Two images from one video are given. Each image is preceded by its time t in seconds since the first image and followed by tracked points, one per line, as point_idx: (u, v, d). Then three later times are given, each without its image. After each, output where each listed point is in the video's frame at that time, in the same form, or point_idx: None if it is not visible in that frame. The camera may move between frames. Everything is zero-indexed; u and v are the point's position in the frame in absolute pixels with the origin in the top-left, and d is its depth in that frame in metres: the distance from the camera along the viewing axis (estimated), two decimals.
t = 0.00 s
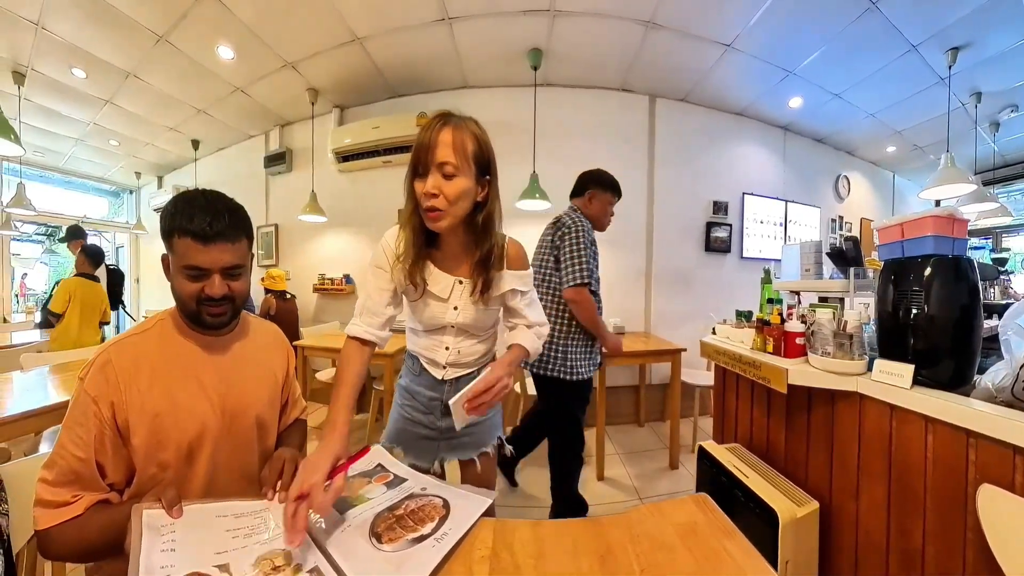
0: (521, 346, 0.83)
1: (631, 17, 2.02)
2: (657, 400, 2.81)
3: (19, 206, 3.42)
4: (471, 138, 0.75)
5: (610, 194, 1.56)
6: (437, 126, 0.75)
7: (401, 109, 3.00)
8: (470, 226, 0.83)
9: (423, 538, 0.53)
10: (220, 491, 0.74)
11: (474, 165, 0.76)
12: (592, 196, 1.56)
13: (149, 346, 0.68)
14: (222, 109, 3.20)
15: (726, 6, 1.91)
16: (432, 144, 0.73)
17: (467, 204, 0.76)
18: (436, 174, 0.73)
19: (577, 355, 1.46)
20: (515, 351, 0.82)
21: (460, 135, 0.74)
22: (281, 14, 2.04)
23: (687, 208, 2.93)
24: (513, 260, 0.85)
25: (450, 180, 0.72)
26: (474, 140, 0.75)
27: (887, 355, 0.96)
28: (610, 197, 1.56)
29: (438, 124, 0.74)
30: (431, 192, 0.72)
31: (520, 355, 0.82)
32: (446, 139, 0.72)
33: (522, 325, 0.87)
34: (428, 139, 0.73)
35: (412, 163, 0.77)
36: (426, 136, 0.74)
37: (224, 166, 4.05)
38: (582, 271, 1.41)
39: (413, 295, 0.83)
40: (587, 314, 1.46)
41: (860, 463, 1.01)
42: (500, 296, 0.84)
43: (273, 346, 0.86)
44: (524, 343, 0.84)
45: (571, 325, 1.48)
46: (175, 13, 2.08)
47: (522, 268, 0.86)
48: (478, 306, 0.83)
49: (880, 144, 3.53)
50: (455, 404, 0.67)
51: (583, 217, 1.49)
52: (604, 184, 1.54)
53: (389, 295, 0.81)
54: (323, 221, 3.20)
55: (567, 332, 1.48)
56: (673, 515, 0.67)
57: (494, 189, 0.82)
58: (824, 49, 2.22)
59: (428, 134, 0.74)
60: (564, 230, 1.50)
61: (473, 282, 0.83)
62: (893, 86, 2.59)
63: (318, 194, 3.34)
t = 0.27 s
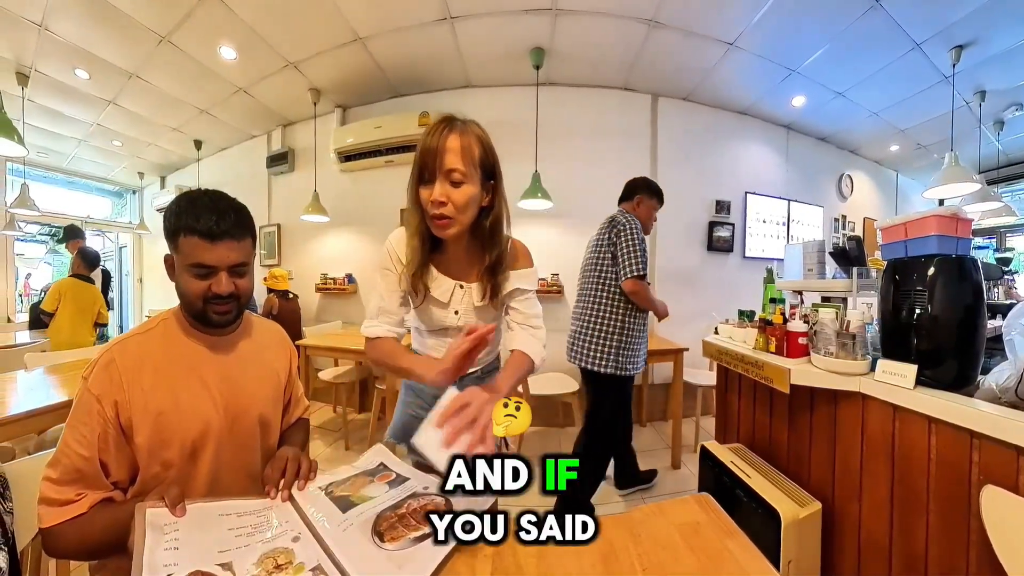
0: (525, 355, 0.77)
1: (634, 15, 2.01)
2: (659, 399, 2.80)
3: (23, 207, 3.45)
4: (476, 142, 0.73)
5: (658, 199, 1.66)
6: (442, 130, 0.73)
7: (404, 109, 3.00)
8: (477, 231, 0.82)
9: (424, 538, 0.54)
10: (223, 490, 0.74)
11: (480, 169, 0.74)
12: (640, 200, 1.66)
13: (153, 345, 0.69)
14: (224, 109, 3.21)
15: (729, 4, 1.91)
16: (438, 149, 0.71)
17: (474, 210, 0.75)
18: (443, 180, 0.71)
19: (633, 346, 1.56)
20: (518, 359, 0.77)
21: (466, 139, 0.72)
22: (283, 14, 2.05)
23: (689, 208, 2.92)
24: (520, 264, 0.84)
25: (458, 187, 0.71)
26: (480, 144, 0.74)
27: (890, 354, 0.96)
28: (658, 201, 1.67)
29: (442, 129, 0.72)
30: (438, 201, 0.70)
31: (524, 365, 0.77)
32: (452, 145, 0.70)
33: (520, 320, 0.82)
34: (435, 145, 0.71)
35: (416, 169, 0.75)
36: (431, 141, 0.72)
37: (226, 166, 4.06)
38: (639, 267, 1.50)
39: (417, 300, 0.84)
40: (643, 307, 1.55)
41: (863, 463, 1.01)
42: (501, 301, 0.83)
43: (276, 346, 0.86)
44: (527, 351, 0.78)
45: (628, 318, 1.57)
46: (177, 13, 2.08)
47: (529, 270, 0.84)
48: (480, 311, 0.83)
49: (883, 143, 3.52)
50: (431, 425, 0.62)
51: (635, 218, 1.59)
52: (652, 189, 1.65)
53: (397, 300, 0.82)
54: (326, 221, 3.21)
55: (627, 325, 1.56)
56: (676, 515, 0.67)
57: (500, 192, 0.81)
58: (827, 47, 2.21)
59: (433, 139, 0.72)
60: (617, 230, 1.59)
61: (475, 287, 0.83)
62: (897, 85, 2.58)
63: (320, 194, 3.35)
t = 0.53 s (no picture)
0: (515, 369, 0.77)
1: (638, 13, 2.01)
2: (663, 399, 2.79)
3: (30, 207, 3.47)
4: (474, 155, 0.73)
5: (694, 201, 1.76)
6: (439, 144, 0.72)
7: (407, 108, 3.01)
8: (476, 242, 0.81)
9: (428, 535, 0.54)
10: (229, 488, 0.74)
11: (479, 184, 0.74)
12: (676, 202, 1.77)
13: (158, 344, 0.69)
14: (228, 110, 3.23)
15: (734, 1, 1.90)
16: (434, 164, 0.70)
17: (473, 225, 0.74)
18: (441, 199, 0.70)
19: (672, 338, 1.64)
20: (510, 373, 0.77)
21: (463, 154, 0.71)
22: (287, 14, 2.06)
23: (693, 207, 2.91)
24: (519, 275, 0.83)
25: (457, 205, 0.70)
26: (477, 157, 0.73)
27: (895, 355, 0.95)
28: (694, 203, 1.76)
29: (438, 143, 0.72)
30: (437, 220, 0.70)
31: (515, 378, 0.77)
32: (450, 161, 0.70)
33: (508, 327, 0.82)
34: (430, 160, 0.71)
35: (412, 183, 0.74)
36: (428, 155, 0.71)
37: (230, 166, 4.08)
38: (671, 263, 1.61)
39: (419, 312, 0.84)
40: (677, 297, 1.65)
41: (868, 464, 1.00)
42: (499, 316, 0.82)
43: (280, 344, 0.87)
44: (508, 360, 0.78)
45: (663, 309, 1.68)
46: (181, 14, 2.09)
47: (527, 280, 0.83)
48: (481, 323, 0.83)
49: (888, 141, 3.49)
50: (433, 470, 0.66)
51: (668, 219, 1.71)
52: (688, 192, 1.75)
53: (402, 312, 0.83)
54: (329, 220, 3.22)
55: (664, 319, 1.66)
56: (679, 515, 0.67)
57: (499, 204, 0.81)
58: (832, 45, 2.20)
59: (429, 155, 0.71)
60: (650, 230, 1.73)
61: (474, 300, 0.83)
62: (903, 82, 2.56)
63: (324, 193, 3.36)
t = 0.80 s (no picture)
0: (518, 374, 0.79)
1: (643, 9, 2.00)
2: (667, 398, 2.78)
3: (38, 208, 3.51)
4: (486, 167, 0.71)
5: (739, 202, 1.72)
6: (450, 155, 0.70)
7: (412, 107, 3.01)
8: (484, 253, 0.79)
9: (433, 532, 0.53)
10: (236, 486, 0.74)
11: (490, 196, 0.72)
12: (719, 204, 1.75)
13: (165, 343, 0.70)
14: (233, 110, 3.25)
15: None
16: (446, 175, 0.68)
17: (483, 236, 0.73)
18: (452, 211, 0.68)
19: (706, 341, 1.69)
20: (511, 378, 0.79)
21: (475, 165, 0.69)
22: (292, 14, 2.07)
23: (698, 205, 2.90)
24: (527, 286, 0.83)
25: (468, 218, 0.69)
26: (489, 168, 0.72)
27: (901, 355, 0.94)
28: (739, 204, 1.72)
29: (449, 154, 0.70)
30: (449, 232, 0.69)
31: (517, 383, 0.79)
32: (462, 173, 0.68)
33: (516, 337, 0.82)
34: (440, 171, 0.68)
35: (422, 194, 0.73)
36: (439, 166, 0.69)
37: (236, 166, 4.11)
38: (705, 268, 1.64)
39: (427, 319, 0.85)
40: (714, 301, 1.69)
41: (873, 465, 0.99)
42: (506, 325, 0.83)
43: (285, 342, 0.87)
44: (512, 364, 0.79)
45: (700, 313, 1.72)
46: (187, 15, 2.11)
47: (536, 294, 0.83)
48: (488, 330, 0.84)
49: (896, 139, 3.46)
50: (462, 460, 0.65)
51: (708, 222, 1.71)
52: (733, 194, 1.71)
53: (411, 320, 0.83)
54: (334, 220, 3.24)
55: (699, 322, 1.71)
56: (683, 514, 0.66)
57: (510, 214, 0.79)
58: (839, 41, 2.18)
59: (441, 165, 0.69)
60: (688, 235, 1.75)
61: (482, 308, 0.83)
62: (911, 78, 2.53)
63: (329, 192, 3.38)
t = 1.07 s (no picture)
0: (526, 371, 0.80)
1: (648, 6, 1.99)
2: (672, 397, 2.77)
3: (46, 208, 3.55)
4: (502, 168, 0.71)
5: (781, 206, 1.72)
6: (466, 157, 0.70)
7: (416, 106, 3.02)
8: (499, 254, 0.81)
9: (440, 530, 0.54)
10: (242, 482, 0.75)
11: (505, 197, 0.72)
12: (763, 206, 1.75)
13: (172, 340, 0.71)
14: (239, 110, 3.27)
15: None
16: (463, 176, 0.68)
17: (497, 236, 0.73)
18: (467, 212, 0.68)
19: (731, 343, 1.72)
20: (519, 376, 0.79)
21: (491, 167, 0.70)
22: (297, 13, 2.08)
23: (704, 203, 2.88)
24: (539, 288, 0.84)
25: (485, 219, 0.68)
26: (504, 170, 0.72)
27: (908, 355, 0.93)
28: (781, 209, 1.73)
29: (466, 156, 0.70)
30: (463, 232, 0.69)
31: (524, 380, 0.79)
32: (478, 175, 0.68)
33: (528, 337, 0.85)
34: (457, 173, 0.68)
35: (438, 197, 0.73)
36: (455, 168, 0.69)
37: (241, 166, 4.13)
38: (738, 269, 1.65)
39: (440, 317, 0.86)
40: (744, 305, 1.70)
41: (879, 465, 0.99)
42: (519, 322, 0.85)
43: (291, 340, 0.88)
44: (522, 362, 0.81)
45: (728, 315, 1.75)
46: (192, 16, 2.13)
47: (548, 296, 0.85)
48: (499, 329, 0.86)
49: (904, 136, 3.43)
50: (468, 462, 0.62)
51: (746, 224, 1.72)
52: (777, 198, 1.71)
53: (424, 318, 0.84)
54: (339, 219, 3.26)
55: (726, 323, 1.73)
56: (687, 514, 0.66)
57: (524, 215, 0.78)
58: (847, 37, 2.16)
59: (458, 167, 0.69)
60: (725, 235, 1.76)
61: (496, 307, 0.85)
62: (919, 75, 2.51)
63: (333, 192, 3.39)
